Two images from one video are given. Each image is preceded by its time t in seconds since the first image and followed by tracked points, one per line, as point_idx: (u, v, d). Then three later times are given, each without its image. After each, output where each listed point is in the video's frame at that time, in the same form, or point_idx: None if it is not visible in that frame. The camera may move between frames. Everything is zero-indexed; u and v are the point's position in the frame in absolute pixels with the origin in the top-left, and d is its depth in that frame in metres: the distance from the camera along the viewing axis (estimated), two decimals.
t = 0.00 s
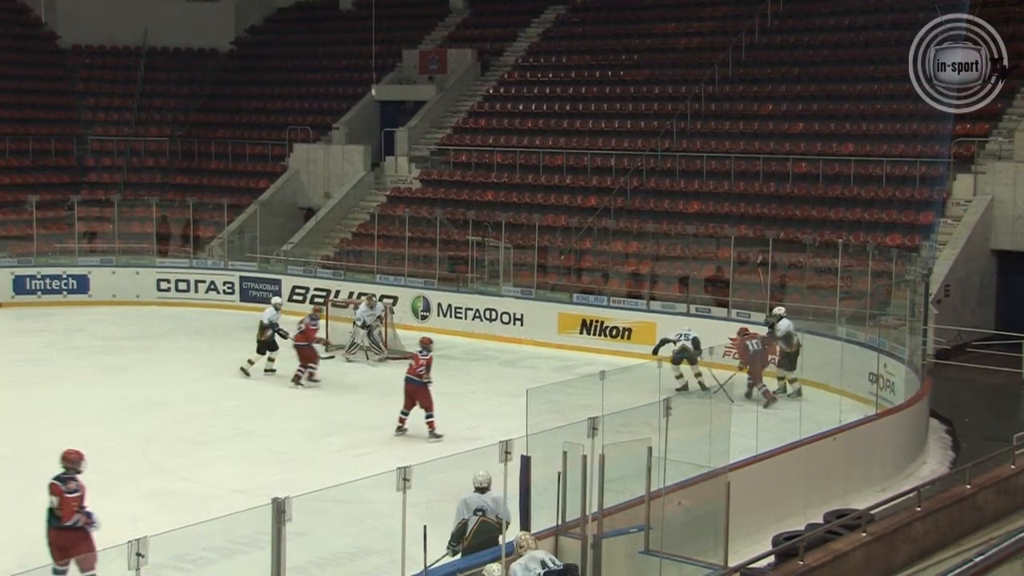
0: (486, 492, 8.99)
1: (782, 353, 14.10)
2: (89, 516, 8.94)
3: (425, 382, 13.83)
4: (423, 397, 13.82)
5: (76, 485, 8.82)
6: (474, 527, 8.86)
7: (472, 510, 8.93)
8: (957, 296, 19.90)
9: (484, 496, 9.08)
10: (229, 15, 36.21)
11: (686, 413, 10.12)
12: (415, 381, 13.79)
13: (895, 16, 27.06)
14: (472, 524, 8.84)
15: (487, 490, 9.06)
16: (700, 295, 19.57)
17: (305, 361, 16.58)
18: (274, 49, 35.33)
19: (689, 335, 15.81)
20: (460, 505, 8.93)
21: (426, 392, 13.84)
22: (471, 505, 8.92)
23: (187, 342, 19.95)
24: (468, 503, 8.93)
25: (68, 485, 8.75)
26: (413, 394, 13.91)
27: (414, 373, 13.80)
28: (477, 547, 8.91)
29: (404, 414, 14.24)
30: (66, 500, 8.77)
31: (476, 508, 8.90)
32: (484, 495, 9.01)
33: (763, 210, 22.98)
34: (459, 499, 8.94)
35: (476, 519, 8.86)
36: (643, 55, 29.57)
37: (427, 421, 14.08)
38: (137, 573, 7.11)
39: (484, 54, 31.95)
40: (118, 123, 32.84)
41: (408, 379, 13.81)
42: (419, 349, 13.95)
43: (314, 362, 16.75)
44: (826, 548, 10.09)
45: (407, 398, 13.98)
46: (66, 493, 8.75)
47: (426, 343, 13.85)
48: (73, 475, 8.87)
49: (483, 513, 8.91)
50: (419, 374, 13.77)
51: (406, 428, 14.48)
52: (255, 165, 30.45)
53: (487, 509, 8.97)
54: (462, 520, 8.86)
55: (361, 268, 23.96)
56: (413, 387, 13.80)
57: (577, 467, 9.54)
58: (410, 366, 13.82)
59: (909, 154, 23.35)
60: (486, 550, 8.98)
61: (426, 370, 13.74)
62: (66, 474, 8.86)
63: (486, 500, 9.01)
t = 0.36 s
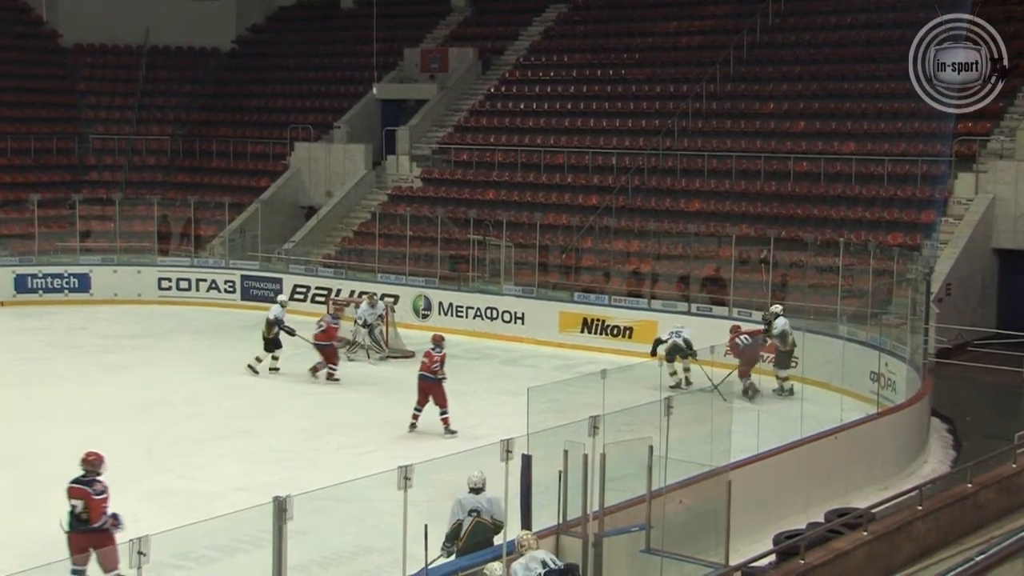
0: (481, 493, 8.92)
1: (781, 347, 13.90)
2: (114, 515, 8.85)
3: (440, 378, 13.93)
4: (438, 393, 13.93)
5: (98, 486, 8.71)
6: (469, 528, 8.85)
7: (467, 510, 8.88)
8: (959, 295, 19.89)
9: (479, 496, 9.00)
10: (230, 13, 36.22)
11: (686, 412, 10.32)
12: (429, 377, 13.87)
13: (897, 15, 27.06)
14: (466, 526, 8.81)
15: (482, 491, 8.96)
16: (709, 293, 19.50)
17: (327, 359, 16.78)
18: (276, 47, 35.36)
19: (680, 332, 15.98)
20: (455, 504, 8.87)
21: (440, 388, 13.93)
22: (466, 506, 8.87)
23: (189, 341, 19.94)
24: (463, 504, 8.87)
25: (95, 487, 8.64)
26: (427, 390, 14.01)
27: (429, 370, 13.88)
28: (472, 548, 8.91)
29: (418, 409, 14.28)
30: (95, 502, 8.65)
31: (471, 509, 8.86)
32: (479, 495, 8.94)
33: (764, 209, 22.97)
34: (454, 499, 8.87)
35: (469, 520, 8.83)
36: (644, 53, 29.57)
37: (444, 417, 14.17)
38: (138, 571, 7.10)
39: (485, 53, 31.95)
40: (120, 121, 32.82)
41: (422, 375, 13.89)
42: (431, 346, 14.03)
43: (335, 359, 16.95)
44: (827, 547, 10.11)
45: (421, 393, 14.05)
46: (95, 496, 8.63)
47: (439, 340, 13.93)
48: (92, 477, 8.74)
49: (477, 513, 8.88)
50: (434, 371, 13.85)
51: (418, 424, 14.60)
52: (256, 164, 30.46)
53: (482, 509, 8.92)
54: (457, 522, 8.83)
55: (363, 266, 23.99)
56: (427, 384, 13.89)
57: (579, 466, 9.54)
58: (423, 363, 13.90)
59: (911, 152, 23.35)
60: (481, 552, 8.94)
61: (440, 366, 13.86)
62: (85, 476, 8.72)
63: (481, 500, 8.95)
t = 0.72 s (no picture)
0: (476, 492, 8.93)
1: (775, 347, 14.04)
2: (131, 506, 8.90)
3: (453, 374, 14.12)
4: (452, 389, 14.10)
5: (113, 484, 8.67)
6: (464, 527, 8.81)
7: (463, 510, 8.86)
8: (960, 292, 19.88)
9: (473, 496, 9.01)
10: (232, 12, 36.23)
11: (688, 410, 10.38)
12: (442, 372, 14.03)
13: (898, 13, 27.06)
14: (461, 525, 8.79)
15: (476, 490, 8.99)
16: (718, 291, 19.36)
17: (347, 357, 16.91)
18: (277, 46, 35.38)
19: (673, 331, 16.06)
20: (450, 504, 8.85)
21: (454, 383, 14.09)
22: (461, 505, 8.86)
23: (190, 339, 19.93)
24: (458, 503, 8.86)
25: (121, 489, 8.61)
26: (439, 384, 14.19)
27: (441, 366, 14.04)
28: (467, 548, 8.78)
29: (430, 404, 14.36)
30: (121, 503, 8.63)
31: (466, 509, 8.86)
32: (474, 495, 8.96)
33: (766, 206, 22.94)
34: (449, 499, 8.85)
35: (464, 519, 8.81)
36: (646, 51, 29.57)
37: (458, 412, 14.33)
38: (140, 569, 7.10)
39: (486, 51, 31.95)
40: (121, 119, 32.79)
41: (434, 371, 14.06)
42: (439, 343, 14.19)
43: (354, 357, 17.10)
44: (829, 545, 10.10)
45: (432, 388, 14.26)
46: (121, 498, 8.60)
47: (450, 337, 14.10)
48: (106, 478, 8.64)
49: (472, 513, 8.87)
50: (448, 367, 14.04)
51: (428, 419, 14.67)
52: (257, 163, 30.48)
53: (476, 509, 8.91)
54: (452, 521, 8.80)
55: (363, 265, 23.90)
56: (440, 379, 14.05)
57: (580, 463, 9.62)
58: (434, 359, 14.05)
59: (912, 150, 23.35)
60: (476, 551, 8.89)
61: (453, 362, 14.04)
62: (103, 480, 8.61)
63: (476, 500, 8.95)
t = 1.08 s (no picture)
0: (470, 489, 8.87)
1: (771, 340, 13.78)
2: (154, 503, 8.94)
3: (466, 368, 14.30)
4: (466, 382, 14.26)
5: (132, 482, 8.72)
6: (459, 524, 8.76)
7: (457, 506, 8.80)
8: (963, 288, 19.87)
9: (467, 493, 8.95)
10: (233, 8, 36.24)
11: (691, 405, 10.44)
12: (457, 366, 14.18)
13: (900, 7, 27.03)
14: (456, 522, 8.74)
15: (471, 487, 8.93)
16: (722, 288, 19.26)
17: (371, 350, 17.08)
18: (279, 41, 35.38)
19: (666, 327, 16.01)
20: (444, 501, 8.77)
21: (467, 375, 14.24)
22: (455, 502, 8.80)
23: (192, 334, 19.93)
24: (452, 500, 8.80)
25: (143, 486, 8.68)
26: (451, 378, 14.33)
27: (455, 360, 14.18)
28: (461, 544, 8.82)
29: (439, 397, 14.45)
30: (146, 502, 8.69)
31: (460, 506, 8.79)
32: (467, 491, 8.89)
33: (767, 201, 22.91)
34: (443, 496, 8.78)
35: (459, 516, 8.75)
36: (647, 46, 29.53)
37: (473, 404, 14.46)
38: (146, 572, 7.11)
39: (488, 46, 31.90)
40: (122, 114, 32.72)
41: (448, 366, 14.20)
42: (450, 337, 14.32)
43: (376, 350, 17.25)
44: (830, 540, 10.12)
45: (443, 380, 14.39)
46: (145, 496, 8.66)
47: (459, 331, 14.27)
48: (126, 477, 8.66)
49: (467, 509, 8.81)
50: (462, 361, 14.22)
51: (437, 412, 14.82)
52: (260, 158, 30.50)
53: (471, 506, 8.86)
54: (447, 518, 8.74)
55: (364, 260, 23.74)
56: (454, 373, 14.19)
57: (581, 459, 9.63)
58: (447, 354, 14.18)
59: (915, 145, 23.33)
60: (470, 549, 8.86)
61: (467, 356, 14.21)
62: (124, 480, 8.63)
63: (470, 497, 8.89)
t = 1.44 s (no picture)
0: (465, 486, 8.83)
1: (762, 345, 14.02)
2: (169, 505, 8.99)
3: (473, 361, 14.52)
4: (475, 375, 14.47)
5: (145, 481, 8.80)
6: (453, 521, 8.75)
7: (451, 503, 8.75)
8: (964, 283, 19.89)
9: (462, 490, 8.91)
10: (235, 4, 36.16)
11: (692, 400, 10.45)
12: (466, 360, 14.40)
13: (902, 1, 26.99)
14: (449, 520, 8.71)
15: (465, 484, 8.87)
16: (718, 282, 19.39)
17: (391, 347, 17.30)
18: (279, 36, 35.38)
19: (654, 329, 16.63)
20: (438, 498, 8.69)
21: (475, 369, 14.45)
22: (450, 499, 8.75)
23: (194, 330, 19.95)
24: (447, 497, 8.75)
25: (157, 485, 8.78)
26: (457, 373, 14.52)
27: (464, 355, 14.39)
28: (456, 541, 8.84)
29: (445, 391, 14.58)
30: (161, 500, 8.77)
31: (455, 504, 8.76)
32: (463, 489, 8.85)
33: (768, 197, 22.95)
34: (437, 492, 8.71)
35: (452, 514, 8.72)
36: (649, 41, 29.55)
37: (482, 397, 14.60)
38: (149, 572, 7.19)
39: (489, 41, 31.85)
40: (123, 110, 32.69)
41: (457, 360, 14.39)
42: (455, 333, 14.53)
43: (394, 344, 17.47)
44: (831, 534, 10.14)
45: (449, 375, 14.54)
46: (160, 494, 8.76)
47: (465, 325, 14.54)
48: (139, 477, 8.75)
49: (461, 507, 8.79)
50: (470, 355, 14.42)
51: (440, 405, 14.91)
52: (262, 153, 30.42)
53: (465, 503, 8.84)
54: (440, 514, 8.68)
55: (366, 255, 23.92)
56: (463, 368, 14.39)
57: (581, 454, 9.67)
58: (456, 349, 14.38)
59: (916, 140, 23.35)
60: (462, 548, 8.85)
61: (474, 350, 14.45)
62: (138, 480, 8.71)
63: (464, 494, 8.85)
